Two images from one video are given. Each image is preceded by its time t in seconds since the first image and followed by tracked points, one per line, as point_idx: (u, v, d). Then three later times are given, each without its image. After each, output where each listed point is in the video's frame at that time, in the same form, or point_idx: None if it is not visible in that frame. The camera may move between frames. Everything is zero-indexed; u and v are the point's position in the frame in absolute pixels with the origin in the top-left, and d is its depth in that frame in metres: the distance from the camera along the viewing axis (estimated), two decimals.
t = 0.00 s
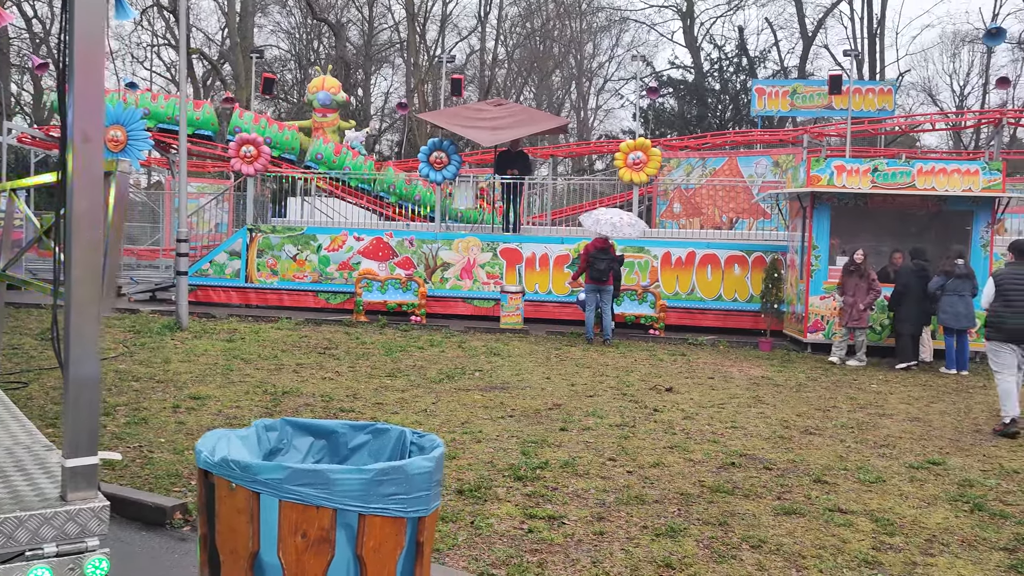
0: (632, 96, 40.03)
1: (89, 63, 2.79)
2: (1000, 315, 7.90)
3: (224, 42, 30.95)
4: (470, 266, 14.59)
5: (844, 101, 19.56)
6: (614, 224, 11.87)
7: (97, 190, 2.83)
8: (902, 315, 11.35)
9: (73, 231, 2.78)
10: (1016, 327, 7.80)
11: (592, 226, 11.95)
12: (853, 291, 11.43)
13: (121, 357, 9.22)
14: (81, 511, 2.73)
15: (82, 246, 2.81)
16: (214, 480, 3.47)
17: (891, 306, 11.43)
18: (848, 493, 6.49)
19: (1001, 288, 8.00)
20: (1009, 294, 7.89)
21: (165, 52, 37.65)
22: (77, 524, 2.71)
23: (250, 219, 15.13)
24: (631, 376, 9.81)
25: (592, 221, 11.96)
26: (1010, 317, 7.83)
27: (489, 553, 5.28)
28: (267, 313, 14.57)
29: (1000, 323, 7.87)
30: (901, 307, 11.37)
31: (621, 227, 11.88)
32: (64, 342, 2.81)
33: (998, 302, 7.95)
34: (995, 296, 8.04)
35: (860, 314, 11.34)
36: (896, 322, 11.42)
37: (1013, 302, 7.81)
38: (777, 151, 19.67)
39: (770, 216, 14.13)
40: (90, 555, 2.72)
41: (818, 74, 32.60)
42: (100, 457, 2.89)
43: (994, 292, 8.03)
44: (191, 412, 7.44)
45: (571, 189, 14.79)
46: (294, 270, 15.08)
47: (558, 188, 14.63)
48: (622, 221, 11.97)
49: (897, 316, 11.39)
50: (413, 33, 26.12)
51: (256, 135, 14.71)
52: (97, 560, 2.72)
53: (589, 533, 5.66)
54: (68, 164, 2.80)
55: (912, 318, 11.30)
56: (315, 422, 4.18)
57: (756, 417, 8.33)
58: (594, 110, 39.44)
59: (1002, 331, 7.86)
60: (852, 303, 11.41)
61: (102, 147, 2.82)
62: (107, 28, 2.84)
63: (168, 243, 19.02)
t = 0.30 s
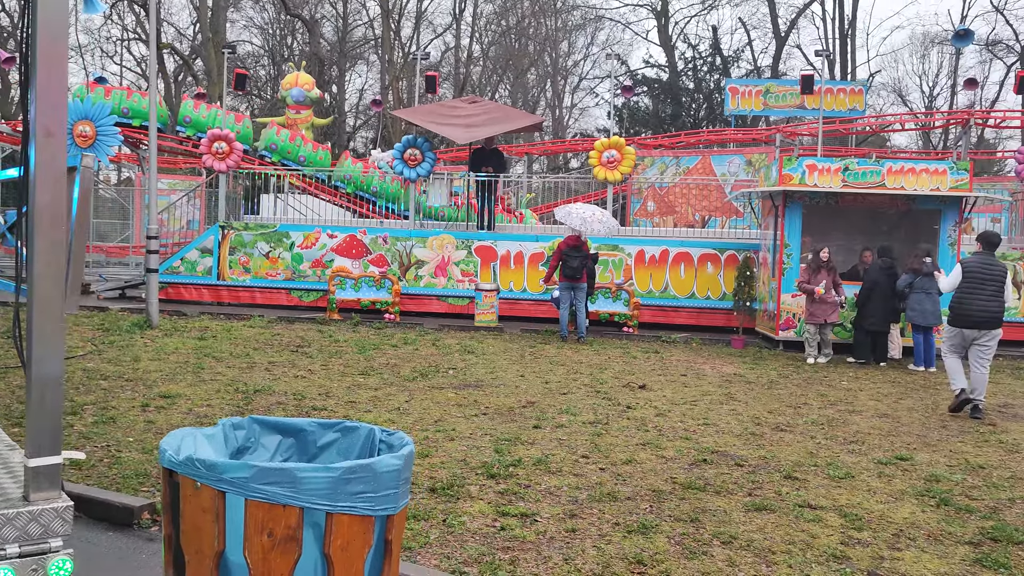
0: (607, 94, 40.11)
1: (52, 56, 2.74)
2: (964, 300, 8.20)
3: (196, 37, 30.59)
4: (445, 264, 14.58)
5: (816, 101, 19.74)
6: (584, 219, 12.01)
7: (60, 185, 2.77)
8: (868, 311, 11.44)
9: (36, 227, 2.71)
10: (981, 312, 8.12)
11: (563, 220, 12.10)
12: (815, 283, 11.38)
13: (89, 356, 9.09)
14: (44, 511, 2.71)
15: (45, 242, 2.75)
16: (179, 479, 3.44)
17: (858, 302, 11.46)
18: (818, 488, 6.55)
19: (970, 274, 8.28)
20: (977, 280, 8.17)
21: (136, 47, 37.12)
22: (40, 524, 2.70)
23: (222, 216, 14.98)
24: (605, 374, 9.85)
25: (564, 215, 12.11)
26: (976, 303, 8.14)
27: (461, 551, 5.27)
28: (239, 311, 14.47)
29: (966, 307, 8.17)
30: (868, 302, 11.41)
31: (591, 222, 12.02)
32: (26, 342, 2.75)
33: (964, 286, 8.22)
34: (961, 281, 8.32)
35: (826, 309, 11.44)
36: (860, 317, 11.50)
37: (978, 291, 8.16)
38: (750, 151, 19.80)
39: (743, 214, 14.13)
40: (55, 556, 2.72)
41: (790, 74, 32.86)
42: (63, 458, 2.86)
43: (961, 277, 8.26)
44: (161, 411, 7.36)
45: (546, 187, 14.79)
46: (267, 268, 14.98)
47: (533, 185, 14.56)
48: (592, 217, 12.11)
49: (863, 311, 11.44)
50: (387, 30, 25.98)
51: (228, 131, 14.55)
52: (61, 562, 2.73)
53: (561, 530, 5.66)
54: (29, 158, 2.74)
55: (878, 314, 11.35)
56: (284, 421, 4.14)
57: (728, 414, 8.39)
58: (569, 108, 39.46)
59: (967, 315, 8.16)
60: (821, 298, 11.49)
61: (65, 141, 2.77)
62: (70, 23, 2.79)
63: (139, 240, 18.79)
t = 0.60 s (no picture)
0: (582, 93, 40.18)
1: (15, 47, 2.71)
2: (924, 303, 8.42)
3: (167, 33, 30.22)
4: (419, 262, 14.53)
5: (788, 101, 19.90)
6: (558, 217, 12.01)
7: (23, 179, 2.72)
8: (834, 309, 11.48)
9: None
10: (939, 314, 8.30)
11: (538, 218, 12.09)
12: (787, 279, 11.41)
13: (57, 355, 8.96)
14: (8, 513, 2.65)
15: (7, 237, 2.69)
16: (144, 479, 3.40)
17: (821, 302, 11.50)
18: (788, 485, 6.61)
19: (926, 279, 8.40)
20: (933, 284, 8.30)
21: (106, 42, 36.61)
22: (3, 526, 2.65)
23: (194, 213, 14.84)
24: (579, 372, 9.87)
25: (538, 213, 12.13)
26: (935, 305, 8.31)
27: (434, 549, 5.26)
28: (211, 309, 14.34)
29: (924, 310, 8.39)
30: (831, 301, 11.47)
31: (565, 221, 12.03)
32: None
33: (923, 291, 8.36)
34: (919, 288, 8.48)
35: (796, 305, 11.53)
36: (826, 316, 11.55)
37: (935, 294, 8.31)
38: (723, 150, 19.93)
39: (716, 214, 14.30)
40: (17, 558, 2.70)
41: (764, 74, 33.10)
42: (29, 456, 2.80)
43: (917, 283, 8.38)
44: (129, 410, 7.27)
45: (522, 185, 14.80)
46: (239, 266, 14.87)
47: (509, 184, 14.63)
48: (566, 215, 12.12)
49: (827, 310, 11.48)
50: (362, 26, 25.80)
51: (200, 128, 14.45)
52: (24, 563, 2.71)
53: (534, 528, 5.66)
54: None
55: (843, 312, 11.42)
56: (253, 420, 4.10)
57: (700, 411, 8.44)
58: (544, 107, 39.47)
59: (926, 316, 8.37)
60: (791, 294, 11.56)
61: (29, 135, 2.72)
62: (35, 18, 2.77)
63: (108, 237, 18.55)
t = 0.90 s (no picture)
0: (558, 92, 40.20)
1: None
2: (884, 297, 8.76)
3: (139, 28, 29.81)
4: (394, 261, 14.47)
5: (762, 101, 20.07)
6: (536, 214, 12.10)
7: None
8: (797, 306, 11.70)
9: None
10: (898, 308, 8.66)
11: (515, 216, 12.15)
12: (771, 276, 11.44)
13: (24, 354, 8.82)
14: None
15: None
16: (109, 480, 3.37)
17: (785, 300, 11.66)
18: (760, 483, 6.67)
19: (884, 274, 8.77)
20: (890, 277, 8.71)
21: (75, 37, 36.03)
22: None
23: (165, 211, 14.68)
24: (553, 370, 9.89)
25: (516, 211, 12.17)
26: (894, 298, 8.67)
27: (406, 549, 5.24)
28: (183, 308, 14.21)
29: (884, 304, 8.73)
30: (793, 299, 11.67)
31: (543, 217, 12.12)
32: None
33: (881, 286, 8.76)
34: (878, 280, 8.88)
35: (773, 303, 11.58)
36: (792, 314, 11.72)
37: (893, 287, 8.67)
38: (697, 150, 20.05)
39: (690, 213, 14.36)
40: None
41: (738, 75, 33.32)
42: None
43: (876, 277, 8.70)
44: (99, 410, 7.17)
45: (497, 184, 14.84)
46: (212, 264, 14.73)
47: (485, 183, 14.64)
48: (543, 212, 12.19)
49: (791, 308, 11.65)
50: (336, 24, 25.63)
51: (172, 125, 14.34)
52: None
53: (507, 527, 5.67)
54: None
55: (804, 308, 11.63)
56: (221, 419, 4.05)
57: (673, 409, 8.48)
58: (520, 105, 39.45)
59: (887, 310, 8.72)
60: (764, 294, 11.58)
61: None
62: None
63: (78, 234, 18.28)
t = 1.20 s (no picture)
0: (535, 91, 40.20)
1: None
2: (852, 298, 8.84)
3: (111, 23, 29.41)
4: (369, 259, 14.40)
5: (737, 101, 20.19)
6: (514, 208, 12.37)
7: None
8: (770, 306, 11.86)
9: None
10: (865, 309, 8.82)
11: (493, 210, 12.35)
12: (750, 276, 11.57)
13: None
14: None
15: None
16: (75, 480, 3.32)
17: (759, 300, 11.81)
18: (733, 480, 6.71)
19: (851, 276, 8.88)
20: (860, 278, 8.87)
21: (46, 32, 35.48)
22: None
23: (138, 208, 14.56)
24: (529, 369, 9.89)
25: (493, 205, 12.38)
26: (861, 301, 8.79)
27: (380, 548, 5.22)
28: (156, 307, 14.07)
29: (854, 305, 8.82)
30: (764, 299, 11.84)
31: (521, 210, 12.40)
32: None
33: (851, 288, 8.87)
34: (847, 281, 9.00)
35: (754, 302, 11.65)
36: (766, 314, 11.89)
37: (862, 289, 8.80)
38: (674, 149, 20.15)
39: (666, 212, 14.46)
40: None
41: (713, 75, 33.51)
42: None
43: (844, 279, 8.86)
44: (69, 409, 7.08)
45: (474, 182, 14.82)
46: (186, 262, 14.60)
47: (462, 180, 14.65)
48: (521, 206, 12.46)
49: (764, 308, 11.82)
50: (312, 20, 25.47)
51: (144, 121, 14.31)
52: None
53: (481, 525, 5.66)
54: None
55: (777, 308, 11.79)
56: (191, 418, 4.01)
57: (649, 408, 8.52)
58: (497, 104, 39.41)
59: (856, 311, 8.82)
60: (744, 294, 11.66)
61: None
62: None
63: (49, 232, 18.04)
